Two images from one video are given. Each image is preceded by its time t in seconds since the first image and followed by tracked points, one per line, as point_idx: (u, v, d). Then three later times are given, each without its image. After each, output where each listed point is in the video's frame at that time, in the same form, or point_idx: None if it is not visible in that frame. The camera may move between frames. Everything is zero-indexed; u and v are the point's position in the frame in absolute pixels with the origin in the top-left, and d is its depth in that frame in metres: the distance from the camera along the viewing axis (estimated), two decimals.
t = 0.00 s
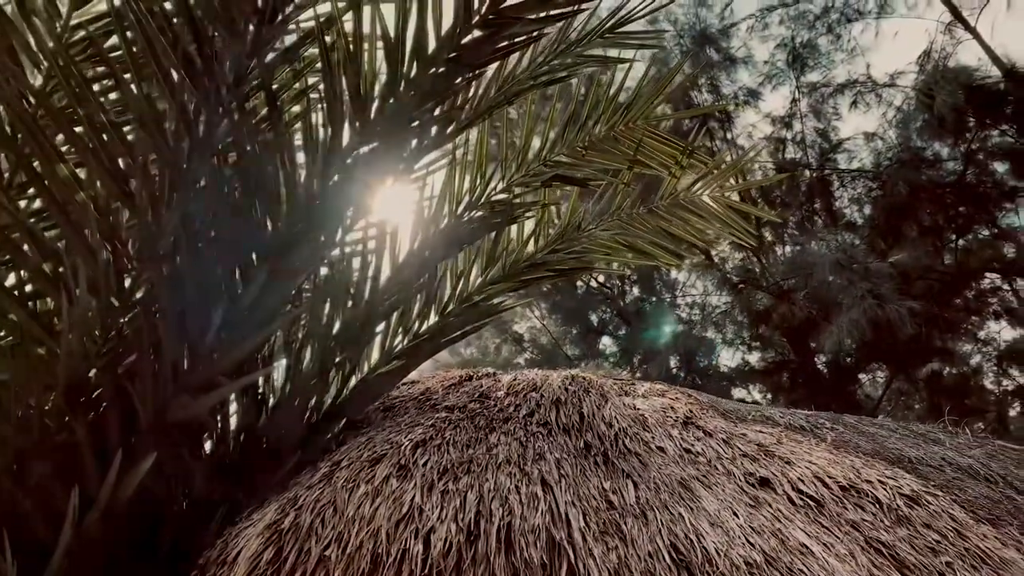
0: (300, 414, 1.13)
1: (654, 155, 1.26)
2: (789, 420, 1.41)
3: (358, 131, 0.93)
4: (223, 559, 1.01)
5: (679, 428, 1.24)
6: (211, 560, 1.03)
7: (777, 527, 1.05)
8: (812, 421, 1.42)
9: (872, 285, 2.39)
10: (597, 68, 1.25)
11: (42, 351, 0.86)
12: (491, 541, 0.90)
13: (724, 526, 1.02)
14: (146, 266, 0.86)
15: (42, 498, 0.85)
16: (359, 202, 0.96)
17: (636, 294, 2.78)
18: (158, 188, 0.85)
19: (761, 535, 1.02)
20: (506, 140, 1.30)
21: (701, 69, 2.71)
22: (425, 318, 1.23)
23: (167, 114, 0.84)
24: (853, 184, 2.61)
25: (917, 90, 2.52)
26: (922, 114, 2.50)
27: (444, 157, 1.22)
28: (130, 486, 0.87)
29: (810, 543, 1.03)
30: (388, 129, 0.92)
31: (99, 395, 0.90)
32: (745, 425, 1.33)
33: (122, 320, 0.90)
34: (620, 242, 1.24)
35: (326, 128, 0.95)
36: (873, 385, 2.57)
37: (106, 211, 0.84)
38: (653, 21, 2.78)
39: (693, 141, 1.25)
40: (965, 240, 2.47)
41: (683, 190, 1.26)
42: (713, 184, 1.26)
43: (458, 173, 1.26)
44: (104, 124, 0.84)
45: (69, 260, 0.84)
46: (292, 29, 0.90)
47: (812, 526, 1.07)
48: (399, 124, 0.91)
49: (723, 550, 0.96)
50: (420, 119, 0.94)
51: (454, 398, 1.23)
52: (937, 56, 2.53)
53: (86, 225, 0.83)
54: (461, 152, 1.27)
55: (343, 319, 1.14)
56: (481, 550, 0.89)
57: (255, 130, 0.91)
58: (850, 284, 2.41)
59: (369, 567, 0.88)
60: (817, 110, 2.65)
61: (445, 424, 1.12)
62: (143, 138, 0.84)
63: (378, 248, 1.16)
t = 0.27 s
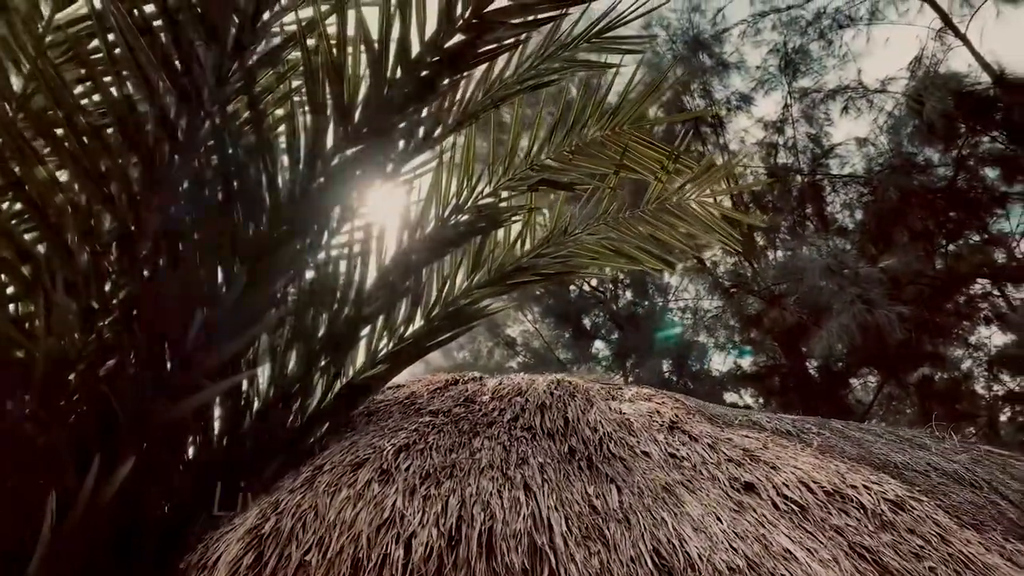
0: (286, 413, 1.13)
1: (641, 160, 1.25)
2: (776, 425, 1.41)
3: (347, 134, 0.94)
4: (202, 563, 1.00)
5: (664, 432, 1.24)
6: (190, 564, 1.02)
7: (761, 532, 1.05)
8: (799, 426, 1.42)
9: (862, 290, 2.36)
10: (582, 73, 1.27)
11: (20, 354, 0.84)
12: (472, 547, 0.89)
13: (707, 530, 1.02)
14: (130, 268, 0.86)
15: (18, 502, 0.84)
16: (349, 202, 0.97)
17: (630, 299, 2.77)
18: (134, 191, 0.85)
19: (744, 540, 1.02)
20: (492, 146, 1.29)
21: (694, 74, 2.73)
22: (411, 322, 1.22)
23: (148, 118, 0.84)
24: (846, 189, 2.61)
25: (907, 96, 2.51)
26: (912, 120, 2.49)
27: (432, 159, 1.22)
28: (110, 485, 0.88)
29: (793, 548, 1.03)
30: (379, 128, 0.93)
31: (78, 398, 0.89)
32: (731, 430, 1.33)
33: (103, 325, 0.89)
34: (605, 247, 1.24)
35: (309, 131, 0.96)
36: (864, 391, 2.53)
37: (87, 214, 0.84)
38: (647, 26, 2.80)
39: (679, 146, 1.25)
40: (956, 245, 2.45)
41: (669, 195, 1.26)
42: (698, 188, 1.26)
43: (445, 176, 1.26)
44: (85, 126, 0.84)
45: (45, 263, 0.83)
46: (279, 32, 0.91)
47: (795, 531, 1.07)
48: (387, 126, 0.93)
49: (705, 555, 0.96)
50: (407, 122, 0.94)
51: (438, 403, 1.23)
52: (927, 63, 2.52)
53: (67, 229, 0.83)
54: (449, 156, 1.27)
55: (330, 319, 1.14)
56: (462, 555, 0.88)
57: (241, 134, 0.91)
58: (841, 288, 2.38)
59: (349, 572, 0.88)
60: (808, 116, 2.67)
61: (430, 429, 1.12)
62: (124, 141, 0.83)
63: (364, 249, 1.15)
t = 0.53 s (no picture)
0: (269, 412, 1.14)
1: (626, 165, 1.25)
2: (761, 430, 1.42)
3: (325, 137, 0.93)
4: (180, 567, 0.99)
5: (649, 436, 1.25)
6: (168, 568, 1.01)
7: (743, 537, 1.04)
8: (784, 431, 1.43)
9: (852, 294, 2.37)
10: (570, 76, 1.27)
11: None
12: (450, 551, 0.89)
13: (688, 535, 1.01)
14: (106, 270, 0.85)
15: None
16: (333, 201, 0.98)
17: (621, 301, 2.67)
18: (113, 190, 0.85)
19: (725, 545, 1.02)
20: (479, 150, 1.31)
21: (687, 79, 2.70)
22: (395, 325, 1.23)
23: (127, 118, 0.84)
24: (837, 194, 2.58)
25: (897, 102, 2.53)
26: (903, 125, 2.50)
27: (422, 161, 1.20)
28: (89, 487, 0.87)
29: (775, 553, 1.02)
30: (359, 131, 0.92)
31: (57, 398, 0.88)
32: (716, 434, 1.34)
33: (80, 327, 0.89)
34: (589, 251, 1.24)
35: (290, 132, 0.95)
36: (855, 396, 2.52)
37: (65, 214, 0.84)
38: (640, 31, 2.77)
39: (663, 151, 1.26)
40: (948, 253, 2.43)
41: (652, 201, 1.26)
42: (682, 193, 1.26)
43: (432, 178, 1.27)
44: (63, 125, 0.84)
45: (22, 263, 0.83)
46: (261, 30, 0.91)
47: (777, 536, 1.07)
48: (367, 129, 0.92)
49: (686, 560, 0.96)
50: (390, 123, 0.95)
51: (421, 406, 1.25)
52: (918, 69, 2.55)
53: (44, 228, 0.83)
54: (436, 158, 1.28)
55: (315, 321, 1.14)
56: (441, 560, 0.88)
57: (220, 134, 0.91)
58: (830, 293, 2.40)
59: None
60: (800, 121, 2.64)
61: (410, 431, 1.14)
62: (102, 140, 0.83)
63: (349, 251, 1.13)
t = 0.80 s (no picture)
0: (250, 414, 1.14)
1: (610, 170, 1.26)
2: (745, 435, 1.42)
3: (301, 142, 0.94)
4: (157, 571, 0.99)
5: (632, 441, 1.25)
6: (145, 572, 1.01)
7: (723, 542, 1.05)
8: (770, 436, 1.43)
9: (841, 300, 2.38)
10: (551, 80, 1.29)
11: None
12: (428, 556, 0.89)
13: (668, 541, 1.02)
14: (82, 274, 0.85)
15: None
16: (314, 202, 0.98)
17: (612, 305, 2.54)
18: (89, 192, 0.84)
19: (705, 551, 1.02)
20: (465, 153, 1.31)
21: (679, 84, 2.66)
22: (378, 328, 1.23)
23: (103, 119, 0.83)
24: (829, 200, 2.55)
25: (887, 108, 2.53)
26: (893, 132, 2.50)
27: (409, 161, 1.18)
28: (63, 490, 0.89)
29: (755, 559, 1.03)
30: (335, 134, 0.92)
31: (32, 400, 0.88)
32: (700, 438, 1.34)
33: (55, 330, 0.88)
34: (574, 256, 1.26)
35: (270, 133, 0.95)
36: (846, 401, 2.50)
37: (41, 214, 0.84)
38: (632, 36, 2.70)
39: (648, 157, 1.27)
40: (937, 260, 2.44)
41: (638, 207, 1.26)
42: (667, 199, 1.26)
43: (417, 180, 1.25)
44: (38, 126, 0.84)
45: None
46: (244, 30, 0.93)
47: (758, 541, 1.07)
48: (343, 131, 0.92)
49: (665, 565, 0.96)
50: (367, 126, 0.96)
51: (404, 410, 1.24)
52: (910, 75, 2.54)
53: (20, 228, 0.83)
54: (423, 159, 1.25)
55: (296, 326, 1.14)
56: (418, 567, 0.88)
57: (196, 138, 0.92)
58: (820, 298, 2.39)
59: None
60: (792, 127, 2.61)
61: (391, 436, 1.14)
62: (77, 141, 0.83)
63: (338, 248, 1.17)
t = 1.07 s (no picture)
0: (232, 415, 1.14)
1: (595, 175, 1.27)
2: (729, 440, 1.43)
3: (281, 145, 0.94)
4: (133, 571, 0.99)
5: (614, 445, 1.25)
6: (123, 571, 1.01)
7: (703, 547, 1.04)
8: (754, 441, 1.43)
9: (828, 304, 2.37)
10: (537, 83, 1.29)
11: None
12: (405, 560, 0.89)
13: (648, 545, 1.01)
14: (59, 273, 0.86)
15: None
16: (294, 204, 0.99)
17: (605, 308, 2.50)
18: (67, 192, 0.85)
19: (685, 556, 1.01)
20: (450, 153, 1.32)
21: (671, 88, 2.66)
22: (361, 332, 1.22)
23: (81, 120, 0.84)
24: (820, 206, 2.54)
25: (877, 115, 2.53)
26: (882, 138, 2.49)
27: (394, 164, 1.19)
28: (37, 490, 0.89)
29: (735, 564, 1.02)
30: (314, 137, 0.93)
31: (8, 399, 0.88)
32: (684, 443, 1.34)
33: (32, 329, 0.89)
34: (559, 259, 1.27)
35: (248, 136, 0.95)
36: (835, 405, 2.49)
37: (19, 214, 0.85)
38: (625, 40, 2.71)
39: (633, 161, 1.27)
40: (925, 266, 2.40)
41: (622, 211, 1.26)
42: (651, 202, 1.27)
43: (402, 183, 1.26)
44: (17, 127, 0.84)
45: None
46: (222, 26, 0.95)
47: (738, 546, 1.07)
48: (322, 134, 0.93)
49: (644, 570, 0.96)
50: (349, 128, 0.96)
51: (385, 413, 1.27)
52: (900, 82, 2.52)
53: None
54: (408, 162, 1.26)
55: (278, 329, 1.13)
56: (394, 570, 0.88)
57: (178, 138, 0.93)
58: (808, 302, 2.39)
59: None
60: (783, 132, 2.61)
61: (371, 439, 1.16)
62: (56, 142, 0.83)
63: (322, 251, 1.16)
